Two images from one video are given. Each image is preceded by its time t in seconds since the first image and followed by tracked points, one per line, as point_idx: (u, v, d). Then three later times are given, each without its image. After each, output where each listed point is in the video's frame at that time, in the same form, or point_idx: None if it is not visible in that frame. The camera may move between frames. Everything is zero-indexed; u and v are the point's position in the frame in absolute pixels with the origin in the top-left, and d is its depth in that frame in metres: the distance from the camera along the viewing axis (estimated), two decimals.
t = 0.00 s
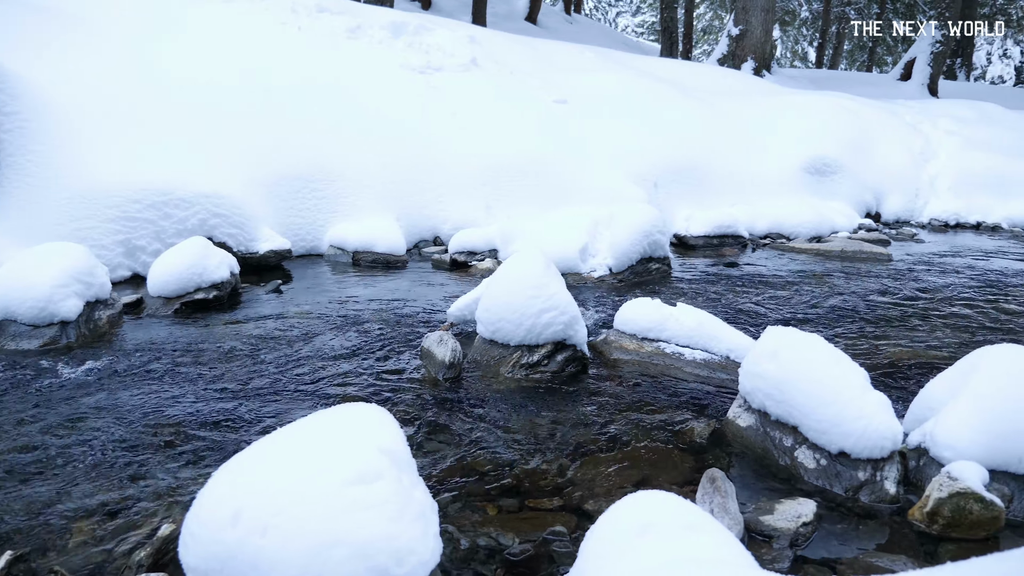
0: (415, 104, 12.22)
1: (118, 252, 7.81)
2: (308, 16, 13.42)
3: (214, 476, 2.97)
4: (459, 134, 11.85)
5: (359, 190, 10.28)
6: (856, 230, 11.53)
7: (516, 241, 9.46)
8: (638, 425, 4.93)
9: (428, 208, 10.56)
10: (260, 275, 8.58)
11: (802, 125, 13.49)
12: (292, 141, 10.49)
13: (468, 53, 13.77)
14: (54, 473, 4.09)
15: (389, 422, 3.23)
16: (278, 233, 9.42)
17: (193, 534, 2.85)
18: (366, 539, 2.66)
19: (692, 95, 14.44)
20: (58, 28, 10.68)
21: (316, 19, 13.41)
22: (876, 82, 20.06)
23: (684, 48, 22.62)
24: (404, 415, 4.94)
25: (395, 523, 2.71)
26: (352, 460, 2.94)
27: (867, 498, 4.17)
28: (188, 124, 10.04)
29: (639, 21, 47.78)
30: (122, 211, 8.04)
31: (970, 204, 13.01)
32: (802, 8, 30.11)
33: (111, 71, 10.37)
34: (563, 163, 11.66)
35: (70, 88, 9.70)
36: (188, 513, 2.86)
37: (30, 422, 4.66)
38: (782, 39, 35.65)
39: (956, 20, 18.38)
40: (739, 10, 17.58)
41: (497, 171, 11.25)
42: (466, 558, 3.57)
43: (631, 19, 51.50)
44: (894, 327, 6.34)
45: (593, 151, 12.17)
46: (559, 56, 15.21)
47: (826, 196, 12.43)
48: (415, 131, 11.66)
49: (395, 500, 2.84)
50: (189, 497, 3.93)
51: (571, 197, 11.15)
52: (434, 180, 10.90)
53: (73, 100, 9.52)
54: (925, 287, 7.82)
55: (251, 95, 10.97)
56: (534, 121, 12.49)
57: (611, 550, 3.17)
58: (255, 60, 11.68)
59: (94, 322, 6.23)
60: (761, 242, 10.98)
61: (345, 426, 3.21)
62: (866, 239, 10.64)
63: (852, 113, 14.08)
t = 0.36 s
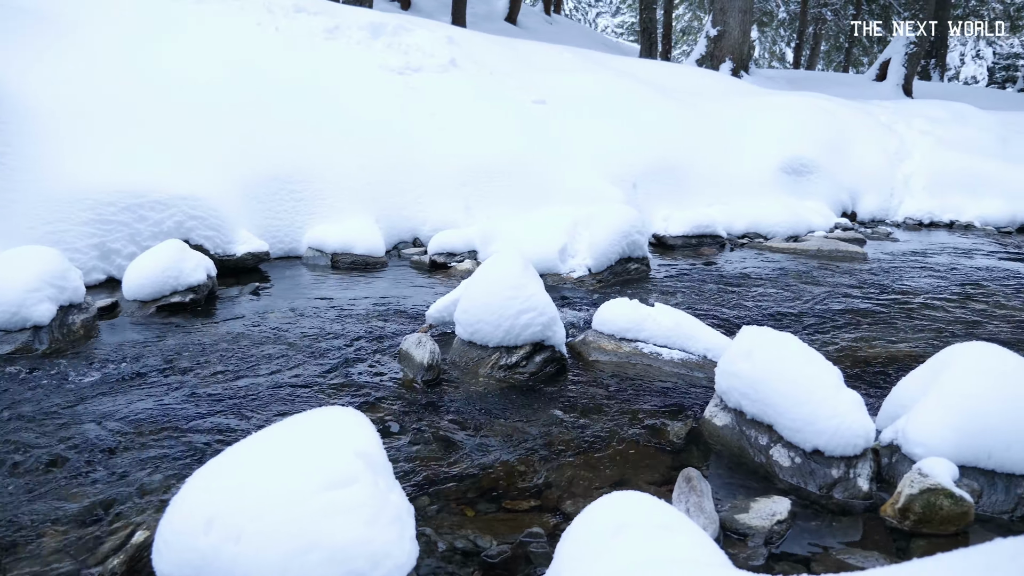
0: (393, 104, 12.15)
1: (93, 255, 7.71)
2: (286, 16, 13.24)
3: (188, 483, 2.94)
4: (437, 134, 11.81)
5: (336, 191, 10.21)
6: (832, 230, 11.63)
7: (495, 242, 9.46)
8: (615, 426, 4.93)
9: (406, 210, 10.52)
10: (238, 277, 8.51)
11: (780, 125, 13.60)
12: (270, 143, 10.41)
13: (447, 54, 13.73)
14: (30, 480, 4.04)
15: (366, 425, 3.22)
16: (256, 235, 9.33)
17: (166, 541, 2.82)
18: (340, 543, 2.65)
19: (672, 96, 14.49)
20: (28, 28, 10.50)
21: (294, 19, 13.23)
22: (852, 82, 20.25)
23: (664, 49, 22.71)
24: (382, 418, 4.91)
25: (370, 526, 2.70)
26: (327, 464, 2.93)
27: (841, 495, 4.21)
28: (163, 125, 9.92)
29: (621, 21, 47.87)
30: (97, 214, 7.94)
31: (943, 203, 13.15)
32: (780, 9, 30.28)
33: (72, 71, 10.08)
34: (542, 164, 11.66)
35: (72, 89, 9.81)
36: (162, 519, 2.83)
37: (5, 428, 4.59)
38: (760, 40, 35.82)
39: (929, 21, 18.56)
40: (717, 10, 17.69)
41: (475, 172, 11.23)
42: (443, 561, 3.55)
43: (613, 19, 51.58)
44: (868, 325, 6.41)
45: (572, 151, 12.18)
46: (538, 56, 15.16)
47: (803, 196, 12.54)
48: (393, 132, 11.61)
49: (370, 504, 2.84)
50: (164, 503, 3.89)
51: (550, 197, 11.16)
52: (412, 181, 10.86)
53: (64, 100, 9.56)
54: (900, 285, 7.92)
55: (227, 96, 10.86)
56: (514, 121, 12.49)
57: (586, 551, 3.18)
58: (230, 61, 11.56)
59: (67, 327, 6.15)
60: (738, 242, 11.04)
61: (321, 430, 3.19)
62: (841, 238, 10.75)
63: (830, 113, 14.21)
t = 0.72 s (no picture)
0: (371, 106, 12.08)
1: (68, 258, 7.62)
2: (264, 17, 13.10)
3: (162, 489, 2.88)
4: (417, 135, 11.77)
5: (313, 193, 10.12)
6: (810, 230, 11.71)
7: (475, 244, 9.46)
8: (594, 426, 4.95)
9: (385, 211, 10.48)
10: (216, 280, 8.43)
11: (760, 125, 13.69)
12: (249, 144, 10.32)
13: (426, 55, 13.68)
14: (5, 487, 3.97)
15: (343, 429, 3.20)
16: (235, 237, 9.25)
17: (140, 549, 2.76)
18: (316, 549, 2.65)
19: (652, 97, 14.54)
20: None
21: (271, 20, 13.11)
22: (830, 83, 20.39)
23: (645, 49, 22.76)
24: (361, 422, 4.89)
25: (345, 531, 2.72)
26: (303, 469, 2.90)
27: (816, 494, 4.24)
28: (140, 127, 9.80)
29: (603, 21, 47.92)
30: (72, 216, 7.83)
31: (918, 203, 13.28)
32: (759, 9, 30.47)
33: (80, 72, 10.23)
34: (521, 165, 11.67)
35: (78, 90, 9.93)
36: (136, 528, 2.78)
37: None
38: (738, 41, 35.86)
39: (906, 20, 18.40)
40: (696, 11, 17.78)
41: (455, 174, 11.21)
42: (422, 564, 3.53)
43: (594, 19, 51.64)
44: (844, 324, 6.47)
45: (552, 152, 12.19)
46: (517, 57, 15.11)
47: (781, 196, 12.62)
48: (372, 133, 11.55)
49: (346, 508, 2.84)
50: (139, 508, 3.83)
51: (531, 198, 11.17)
52: (391, 182, 10.81)
53: (35, 102, 9.42)
54: (875, 284, 8.02)
55: (205, 97, 10.76)
56: (494, 122, 12.48)
57: (563, 554, 3.15)
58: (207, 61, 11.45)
59: (41, 331, 6.03)
60: (717, 242, 11.08)
61: (298, 434, 3.14)
62: (818, 238, 10.85)
63: (808, 114, 14.32)
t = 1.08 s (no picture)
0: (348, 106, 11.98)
1: (39, 262, 7.48)
2: (239, 17, 12.90)
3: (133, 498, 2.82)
4: (394, 136, 11.69)
5: (289, 195, 10.03)
6: (786, 229, 11.80)
7: (454, 245, 9.44)
8: (571, 427, 4.95)
9: (362, 212, 10.41)
10: (191, 283, 8.33)
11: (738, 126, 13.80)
12: (225, 146, 10.20)
13: (404, 55, 13.58)
14: None
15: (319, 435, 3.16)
16: (210, 239, 9.12)
17: (111, 558, 2.70)
18: (292, 555, 2.61)
19: (631, 98, 14.58)
20: None
21: (247, 20, 12.93)
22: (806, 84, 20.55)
23: (624, 50, 22.79)
24: (336, 426, 4.84)
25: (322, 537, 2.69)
26: (279, 475, 2.86)
27: (790, 493, 4.28)
28: (114, 129, 9.65)
29: (583, 22, 47.98)
30: (43, 219, 7.70)
31: (893, 202, 13.41)
32: (736, 11, 30.69)
33: (68, 72, 10.20)
34: (499, 166, 11.64)
35: (80, 90, 10.01)
36: (107, 536, 2.72)
37: None
38: (714, 41, 35.96)
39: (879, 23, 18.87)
40: (673, 12, 17.88)
41: (433, 175, 11.17)
42: (398, 568, 3.51)
43: (575, 19, 51.69)
44: (818, 323, 6.52)
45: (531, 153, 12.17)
46: (494, 57, 15.09)
47: (756, 196, 12.66)
48: (349, 134, 11.46)
49: (322, 514, 2.80)
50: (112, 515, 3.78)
51: (509, 199, 11.17)
52: (369, 183, 10.74)
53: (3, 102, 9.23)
54: (849, 282, 8.12)
55: (179, 98, 10.61)
56: (472, 123, 12.45)
57: (537, 557, 3.15)
58: (181, 62, 11.29)
59: (12, 337, 5.92)
60: (694, 242, 11.16)
61: (271, 441, 3.10)
62: (794, 238, 10.94)
63: (785, 114, 14.45)
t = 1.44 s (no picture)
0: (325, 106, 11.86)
1: (11, 265, 7.36)
2: (216, 16, 12.70)
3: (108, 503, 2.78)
4: (373, 136, 11.63)
5: (267, 196, 9.94)
6: (764, 229, 11.88)
7: (434, 246, 9.40)
8: (549, 428, 4.95)
9: (342, 213, 10.33)
10: (167, 286, 8.24)
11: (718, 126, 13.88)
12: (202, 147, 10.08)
13: (383, 56, 13.48)
14: None
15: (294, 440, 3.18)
16: (186, 241, 9.03)
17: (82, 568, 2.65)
18: (266, 559, 2.57)
19: (611, 99, 14.61)
20: None
21: (224, 20, 12.76)
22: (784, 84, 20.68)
23: (604, 50, 22.80)
24: (313, 429, 4.80)
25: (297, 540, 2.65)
26: (254, 479, 2.84)
27: (767, 491, 4.31)
28: (89, 131, 9.51)
29: (565, 22, 48.15)
30: (15, 222, 7.56)
31: (869, 202, 13.58)
32: (715, 11, 30.85)
33: (40, 73, 10.05)
34: (478, 166, 11.61)
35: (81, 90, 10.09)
36: (79, 545, 2.67)
37: None
38: (695, 42, 36.16)
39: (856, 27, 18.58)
40: (652, 13, 17.94)
41: (411, 176, 11.10)
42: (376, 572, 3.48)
43: (556, 19, 51.80)
44: (794, 322, 6.57)
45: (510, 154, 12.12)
46: (474, 57, 15.06)
47: (736, 196, 12.76)
48: (328, 135, 11.37)
49: (298, 517, 2.78)
50: (84, 521, 3.72)
51: (489, 199, 11.17)
52: (348, 183, 10.67)
53: None
54: (826, 281, 8.19)
55: (154, 99, 10.48)
56: (452, 124, 12.41)
57: (513, 561, 3.11)
58: (156, 63, 11.14)
59: None
60: (674, 242, 11.22)
61: (247, 446, 3.10)
62: (772, 238, 11.03)
63: (764, 116, 14.54)
